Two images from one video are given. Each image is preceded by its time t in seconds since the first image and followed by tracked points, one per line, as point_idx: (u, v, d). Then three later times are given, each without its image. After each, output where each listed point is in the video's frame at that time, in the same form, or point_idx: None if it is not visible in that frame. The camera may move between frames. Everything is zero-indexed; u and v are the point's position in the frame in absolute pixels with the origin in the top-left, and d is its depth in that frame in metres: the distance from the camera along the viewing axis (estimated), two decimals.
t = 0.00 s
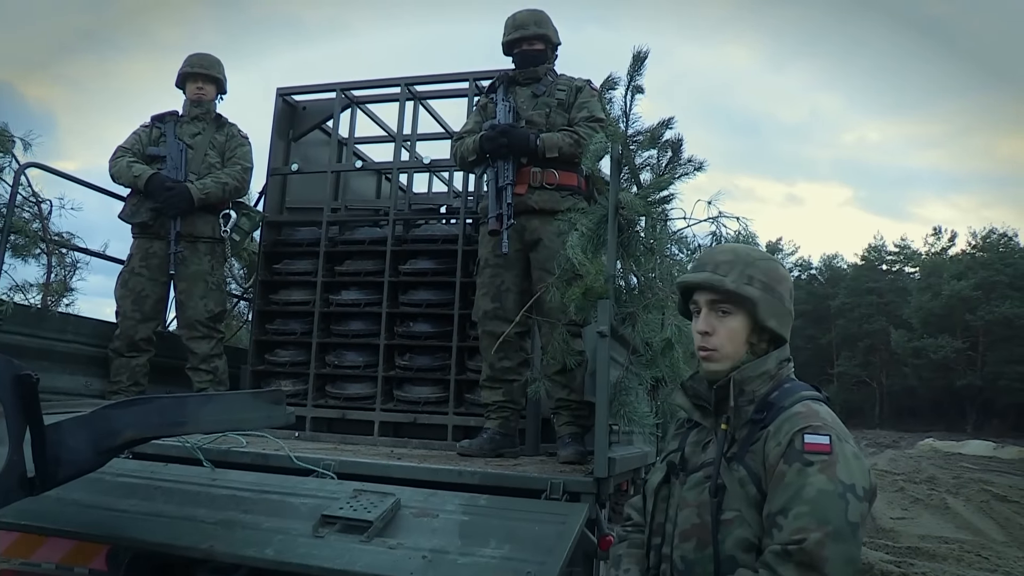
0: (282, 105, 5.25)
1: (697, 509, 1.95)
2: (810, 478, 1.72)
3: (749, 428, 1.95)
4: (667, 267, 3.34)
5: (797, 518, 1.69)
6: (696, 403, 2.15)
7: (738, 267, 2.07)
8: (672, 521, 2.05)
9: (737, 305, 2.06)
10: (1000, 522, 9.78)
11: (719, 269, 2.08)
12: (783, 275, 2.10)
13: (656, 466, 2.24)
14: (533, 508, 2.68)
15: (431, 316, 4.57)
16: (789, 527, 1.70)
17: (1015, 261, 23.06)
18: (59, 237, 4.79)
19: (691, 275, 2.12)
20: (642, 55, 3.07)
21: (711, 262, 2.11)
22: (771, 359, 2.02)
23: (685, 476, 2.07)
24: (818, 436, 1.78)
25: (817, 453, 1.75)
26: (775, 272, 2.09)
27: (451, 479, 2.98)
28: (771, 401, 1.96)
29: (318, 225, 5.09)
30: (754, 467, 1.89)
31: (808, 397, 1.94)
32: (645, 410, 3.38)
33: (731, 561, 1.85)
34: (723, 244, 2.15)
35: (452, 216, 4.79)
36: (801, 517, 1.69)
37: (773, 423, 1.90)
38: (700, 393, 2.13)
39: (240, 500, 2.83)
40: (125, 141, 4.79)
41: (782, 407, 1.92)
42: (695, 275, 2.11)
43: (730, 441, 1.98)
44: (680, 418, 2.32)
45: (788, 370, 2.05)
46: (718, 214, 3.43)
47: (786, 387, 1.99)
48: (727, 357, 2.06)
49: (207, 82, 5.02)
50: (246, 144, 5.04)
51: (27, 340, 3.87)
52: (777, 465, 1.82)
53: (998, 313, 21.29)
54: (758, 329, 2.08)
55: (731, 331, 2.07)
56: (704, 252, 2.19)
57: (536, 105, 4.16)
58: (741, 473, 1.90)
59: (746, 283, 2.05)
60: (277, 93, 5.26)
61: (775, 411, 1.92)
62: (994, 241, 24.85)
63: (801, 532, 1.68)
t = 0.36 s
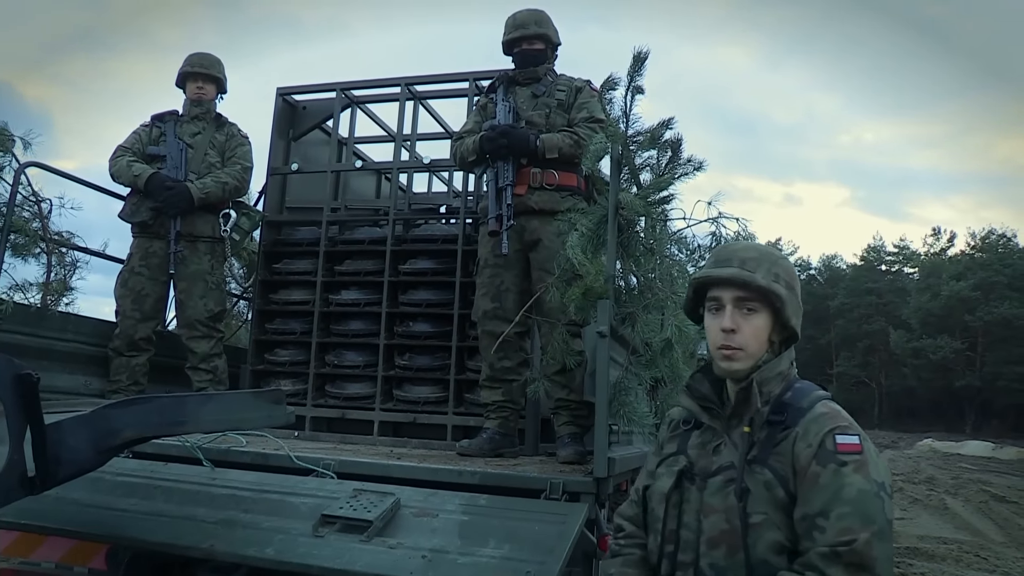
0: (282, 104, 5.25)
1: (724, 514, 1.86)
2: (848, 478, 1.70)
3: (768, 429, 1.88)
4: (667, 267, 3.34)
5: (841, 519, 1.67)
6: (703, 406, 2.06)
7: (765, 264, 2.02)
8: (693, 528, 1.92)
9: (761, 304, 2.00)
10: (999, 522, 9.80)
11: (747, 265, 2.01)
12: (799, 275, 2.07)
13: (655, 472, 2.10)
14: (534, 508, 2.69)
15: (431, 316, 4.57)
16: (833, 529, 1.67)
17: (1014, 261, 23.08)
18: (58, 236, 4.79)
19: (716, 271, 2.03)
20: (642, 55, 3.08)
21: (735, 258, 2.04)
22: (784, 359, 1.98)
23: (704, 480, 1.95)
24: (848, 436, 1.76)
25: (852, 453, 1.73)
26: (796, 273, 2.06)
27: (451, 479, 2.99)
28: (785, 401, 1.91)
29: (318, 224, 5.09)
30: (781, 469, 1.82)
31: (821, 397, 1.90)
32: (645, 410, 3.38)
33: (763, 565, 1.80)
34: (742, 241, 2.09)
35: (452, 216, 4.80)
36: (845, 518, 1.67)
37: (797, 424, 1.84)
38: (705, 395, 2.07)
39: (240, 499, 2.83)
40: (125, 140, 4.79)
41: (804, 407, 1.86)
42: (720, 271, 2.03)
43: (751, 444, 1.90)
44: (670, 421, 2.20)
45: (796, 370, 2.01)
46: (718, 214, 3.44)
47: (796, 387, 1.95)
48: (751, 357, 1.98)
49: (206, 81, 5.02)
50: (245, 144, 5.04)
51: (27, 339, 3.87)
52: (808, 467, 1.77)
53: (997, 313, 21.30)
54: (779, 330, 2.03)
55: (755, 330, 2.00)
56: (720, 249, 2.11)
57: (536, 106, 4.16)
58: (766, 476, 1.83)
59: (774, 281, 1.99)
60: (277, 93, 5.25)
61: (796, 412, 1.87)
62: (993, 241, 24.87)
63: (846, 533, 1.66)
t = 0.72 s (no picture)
0: (276, 103, 5.24)
1: (770, 528, 1.74)
2: (906, 490, 1.62)
3: (812, 435, 1.78)
4: (661, 266, 3.34)
5: (903, 535, 1.59)
6: (733, 410, 1.92)
7: (811, 261, 1.87)
8: (732, 543, 1.78)
9: (804, 304, 1.86)
10: (991, 519, 9.87)
11: (791, 261, 1.87)
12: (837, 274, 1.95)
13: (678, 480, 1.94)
14: (529, 507, 2.69)
15: (425, 315, 4.58)
16: (895, 546, 1.59)
17: (1007, 260, 23.18)
18: (52, 236, 4.77)
19: (757, 266, 1.88)
20: (636, 54, 3.08)
21: (779, 252, 1.89)
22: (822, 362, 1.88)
23: (742, 491, 1.81)
24: (901, 445, 1.69)
25: (907, 463, 1.65)
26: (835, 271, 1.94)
27: (445, 478, 2.98)
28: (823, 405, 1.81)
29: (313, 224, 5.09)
30: (827, 479, 1.73)
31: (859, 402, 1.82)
32: (639, 409, 3.38)
33: None
34: (783, 235, 1.94)
35: (446, 215, 4.80)
36: (907, 533, 1.59)
37: (844, 431, 1.75)
38: (734, 397, 1.91)
39: (235, 499, 2.83)
40: (119, 139, 4.78)
41: (848, 414, 1.77)
42: (762, 266, 1.87)
43: (793, 452, 1.79)
44: (682, 423, 2.05)
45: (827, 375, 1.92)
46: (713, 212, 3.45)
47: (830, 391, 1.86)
48: (793, 361, 1.84)
49: (201, 80, 5.02)
50: (240, 143, 5.03)
51: (21, 339, 3.86)
52: (860, 478, 1.68)
53: (990, 312, 21.39)
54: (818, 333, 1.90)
55: (797, 331, 1.85)
56: (757, 243, 1.96)
57: (530, 105, 4.16)
58: (811, 486, 1.73)
59: (819, 279, 1.86)
60: (271, 92, 5.24)
61: (839, 418, 1.77)
62: (986, 239, 24.97)
63: (908, 549, 1.59)
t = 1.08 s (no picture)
0: (260, 97, 5.21)
1: (800, 539, 1.72)
2: (952, 507, 1.61)
3: (851, 441, 1.75)
4: (644, 260, 3.38)
5: (947, 555, 1.59)
6: (767, 406, 1.90)
7: (848, 247, 1.83)
8: (756, 548, 1.78)
9: (841, 294, 1.83)
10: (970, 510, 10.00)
11: (828, 248, 1.83)
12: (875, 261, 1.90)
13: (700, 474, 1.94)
14: (512, 500, 2.71)
15: (411, 310, 4.58)
16: (937, 565, 1.59)
17: (989, 254, 23.40)
18: (34, 230, 4.71)
19: (793, 255, 1.84)
20: (619, 49, 3.09)
21: (815, 239, 1.84)
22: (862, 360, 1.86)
23: (769, 495, 1.80)
24: (946, 459, 1.67)
25: (952, 477, 1.64)
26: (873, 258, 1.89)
27: (429, 472, 2.99)
28: (861, 408, 1.79)
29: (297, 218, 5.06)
30: (864, 488, 1.70)
31: (899, 407, 1.79)
32: (623, 403, 3.38)
33: None
34: (819, 220, 1.90)
35: (430, 209, 4.80)
36: (952, 554, 1.59)
37: (885, 439, 1.72)
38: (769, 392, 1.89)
39: (219, 494, 2.83)
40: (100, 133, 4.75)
41: (890, 422, 1.74)
42: (798, 254, 1.83)
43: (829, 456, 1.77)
44: (704, 413, 2.03)
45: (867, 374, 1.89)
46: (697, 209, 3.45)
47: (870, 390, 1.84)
48: (828, 354, 1.80)
49: (184, 74, 4.99)
50: (224, 137, 5.00)
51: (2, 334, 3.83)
52: (902, 491, 1.66)
53: (973, 306, 21.60)
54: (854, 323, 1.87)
55: (835, 323, 1.82)
56: (791, 228, 1.92)
57: (515, 99, 4.17)
58: (848, 494, 1.71)
59: (858, 268, 1.82)
60: (255, 86, 5.21)
61: (880, 424, 1.75)
62: (968, 234, 25.19)
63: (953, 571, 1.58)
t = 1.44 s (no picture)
0: (254, 97, 5.21)
1: (802, 552, 1.71)
2: (960, 516, 1.62)
3: (852, 447, 1.75)
4: (636, 260, 3.39)
5: (958, 567, 1.59)
6: (760, 408, 1.91)
7: (846, 239, 1.83)
8: (751, 559, 1.77)
9: (836, 289, 1.83)
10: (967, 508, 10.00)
11: (824, 240, 1.83)
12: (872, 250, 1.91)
13: (686, 480, 1.92)
14: (506, 499, 2.71)
15: (405, 310, 4.59)
16: None
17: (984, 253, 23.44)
18: (28, 231, 4.73)
19: (788, 246, 1.83)
20: (610, 48, 3.10)
21: (811, 230, 1.84)
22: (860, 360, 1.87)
23: (767, 504, 1.80)
24: (952, 464, 1.67)
25: (959, 483, 1.64)
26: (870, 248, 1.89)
27: (423, 471, 3.00)
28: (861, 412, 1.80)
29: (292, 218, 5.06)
30: (866, 497, 1.71)
31: (897, 408, 1.81)
32: (615, 401, 3.44)
33: None
34: (815, 210, 1.89)
35: (425, 209, 4.80)
36: (964, 566, 1.59)
37: (888, 445, 1.73)
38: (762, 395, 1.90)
39: (213, 493, 2.83)
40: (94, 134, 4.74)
41: (891, 426, 1.75)
42: (794, 245, 1.83)
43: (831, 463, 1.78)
44: (684, 413, 2.02)
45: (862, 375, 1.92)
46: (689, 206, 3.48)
47: (866, 392, 1.87)
48: (822, 352, 1.81)
49: (177, 74, 4.99)
50: (217, 137, 4.99)
51: None
52: (908, 499, 1.66)
53: (968, 304, 21.64)
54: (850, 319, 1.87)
55: (830, 320, 1.82)
56: (786, 216, 1.91)
57: (509, 98, 4.17)
58: (849, 503, 1.71)
59: (856, 261, 1.82)
60: (249, 86, 5.21)
61: (881, 428, 1.76)
62: (963, 232, 25.26)
63: None
